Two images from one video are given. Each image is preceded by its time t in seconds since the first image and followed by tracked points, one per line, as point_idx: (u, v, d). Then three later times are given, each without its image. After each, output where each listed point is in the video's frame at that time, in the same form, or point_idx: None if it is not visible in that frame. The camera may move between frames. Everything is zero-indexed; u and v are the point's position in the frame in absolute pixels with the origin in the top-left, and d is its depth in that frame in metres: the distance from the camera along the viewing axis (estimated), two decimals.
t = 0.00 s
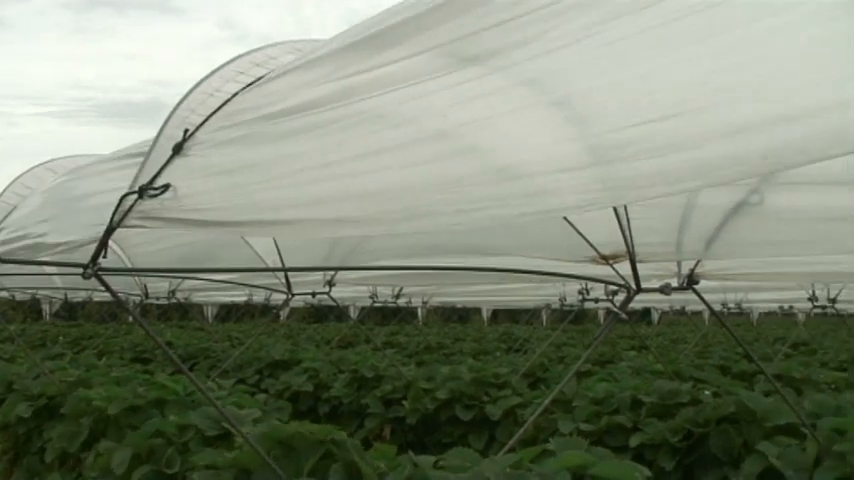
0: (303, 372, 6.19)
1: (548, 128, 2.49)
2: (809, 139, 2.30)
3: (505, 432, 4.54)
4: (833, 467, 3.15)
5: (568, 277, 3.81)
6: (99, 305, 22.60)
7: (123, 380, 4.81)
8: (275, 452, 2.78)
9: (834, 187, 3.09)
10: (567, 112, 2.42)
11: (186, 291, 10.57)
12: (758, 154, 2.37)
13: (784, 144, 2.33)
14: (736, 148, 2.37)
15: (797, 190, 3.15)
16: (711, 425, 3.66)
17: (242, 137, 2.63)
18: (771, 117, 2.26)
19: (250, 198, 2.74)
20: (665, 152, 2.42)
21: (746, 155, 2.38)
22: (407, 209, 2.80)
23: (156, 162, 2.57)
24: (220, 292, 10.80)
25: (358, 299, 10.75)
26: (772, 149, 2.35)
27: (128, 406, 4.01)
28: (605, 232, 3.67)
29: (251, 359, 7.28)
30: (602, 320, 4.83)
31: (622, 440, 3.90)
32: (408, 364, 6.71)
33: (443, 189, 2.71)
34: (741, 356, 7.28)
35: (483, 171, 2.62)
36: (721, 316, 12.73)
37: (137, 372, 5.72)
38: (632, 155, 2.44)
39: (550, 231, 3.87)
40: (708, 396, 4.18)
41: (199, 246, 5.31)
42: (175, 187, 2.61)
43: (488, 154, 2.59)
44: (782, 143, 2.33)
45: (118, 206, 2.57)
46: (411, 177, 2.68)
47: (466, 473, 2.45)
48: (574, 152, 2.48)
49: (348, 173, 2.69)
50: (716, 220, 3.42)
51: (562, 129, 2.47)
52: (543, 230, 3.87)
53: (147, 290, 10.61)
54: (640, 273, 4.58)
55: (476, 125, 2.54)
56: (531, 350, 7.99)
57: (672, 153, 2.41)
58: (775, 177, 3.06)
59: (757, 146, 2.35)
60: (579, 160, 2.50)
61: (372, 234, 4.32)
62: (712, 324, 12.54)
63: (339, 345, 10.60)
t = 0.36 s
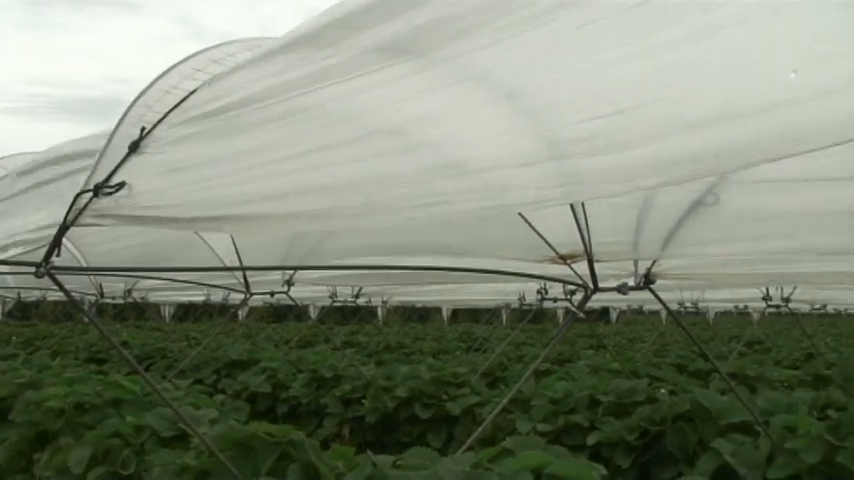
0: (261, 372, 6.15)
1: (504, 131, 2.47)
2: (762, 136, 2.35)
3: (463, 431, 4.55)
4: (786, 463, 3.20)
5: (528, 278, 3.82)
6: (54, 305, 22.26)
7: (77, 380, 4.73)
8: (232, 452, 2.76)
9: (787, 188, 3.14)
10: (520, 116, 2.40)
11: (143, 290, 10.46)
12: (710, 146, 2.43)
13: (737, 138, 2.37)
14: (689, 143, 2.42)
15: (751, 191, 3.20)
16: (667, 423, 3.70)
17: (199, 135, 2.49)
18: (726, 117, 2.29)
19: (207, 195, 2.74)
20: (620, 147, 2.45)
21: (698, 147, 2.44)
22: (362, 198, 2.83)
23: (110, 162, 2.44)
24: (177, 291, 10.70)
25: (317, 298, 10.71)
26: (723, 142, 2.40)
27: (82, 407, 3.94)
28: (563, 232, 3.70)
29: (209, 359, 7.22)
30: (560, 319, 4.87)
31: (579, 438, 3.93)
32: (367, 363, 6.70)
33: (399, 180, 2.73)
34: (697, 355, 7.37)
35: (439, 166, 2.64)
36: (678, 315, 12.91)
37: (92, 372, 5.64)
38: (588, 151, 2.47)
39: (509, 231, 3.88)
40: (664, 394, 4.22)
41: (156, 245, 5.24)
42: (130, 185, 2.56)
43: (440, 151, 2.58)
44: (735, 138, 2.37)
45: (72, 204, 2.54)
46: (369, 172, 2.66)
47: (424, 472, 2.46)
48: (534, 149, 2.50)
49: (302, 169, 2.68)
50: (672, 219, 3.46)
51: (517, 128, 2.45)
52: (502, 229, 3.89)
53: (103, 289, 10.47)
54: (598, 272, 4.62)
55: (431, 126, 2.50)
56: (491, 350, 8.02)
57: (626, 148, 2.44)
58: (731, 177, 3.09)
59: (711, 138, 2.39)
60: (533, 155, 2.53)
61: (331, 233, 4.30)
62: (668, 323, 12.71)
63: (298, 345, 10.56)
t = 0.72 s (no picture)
0: (218, 372, 6.10)
1: (458, 106, 2.26)
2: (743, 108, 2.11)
3: (421, 431, 4.55)
4: (739, 460, 3.25)
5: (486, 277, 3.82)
6: (6, 304, 21.88)
7: (28, 382, 4.65)
8: (186, 454, 2.73)
9: (739, 190, 3.19)
10: (476, 90, 2.21)
11: (98, 290, 10.32)
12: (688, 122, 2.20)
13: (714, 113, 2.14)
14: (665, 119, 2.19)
15: (704, 192, 3.24)
16: (623, 421, 3.74)
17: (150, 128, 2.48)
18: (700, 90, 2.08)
19: (157, 189, 2.55)
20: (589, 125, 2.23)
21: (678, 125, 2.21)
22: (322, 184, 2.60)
23: (64, 155, 2.44)
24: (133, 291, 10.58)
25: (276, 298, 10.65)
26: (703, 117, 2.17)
27: (33, 408, 3.87)
28: (521, 232, 3.72)
29: (165, 359, 7.14)
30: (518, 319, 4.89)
31: (536, 436, 3.95)
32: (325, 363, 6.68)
33: (360, 166, 2.50)
34: (652, 354, 7.46)
35: (388, 156, 2.46)
36: (634, 315, 13.06)
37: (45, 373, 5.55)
38: (557, 129, 2.26)
39: (467, 231, 3.90)
40: (620, 393, 4.26)
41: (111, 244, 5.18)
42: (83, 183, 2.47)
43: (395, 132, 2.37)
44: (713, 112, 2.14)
45: (23, 202, 2.47)
46: (314, 163, 2.50)
47: (381, 473, 2.45)
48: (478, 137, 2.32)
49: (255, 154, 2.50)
50: (628, 220, 3.49)
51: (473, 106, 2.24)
52: (460, 229, 3.90)
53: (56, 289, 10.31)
54: (555, 272, 4.66)
55: (364, 109, 2.33)
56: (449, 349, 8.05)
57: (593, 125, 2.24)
58: (685, 179, 3.13)
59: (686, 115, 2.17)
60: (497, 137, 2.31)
61: (289, 233, 4.28)
62: (625, 323, 12.85)
63: (256, 345, 10.50)
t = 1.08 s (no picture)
0: (174, 372, 6.03)
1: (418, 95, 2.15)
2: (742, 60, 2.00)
3: (378, 431, 4.55)
4: (693, 457, 3.29)
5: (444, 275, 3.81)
6: None
7: None
8: (139, 455, 2.70)
9: (693, 192, 3.23)
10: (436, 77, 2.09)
11: (51, 289, 10.15)
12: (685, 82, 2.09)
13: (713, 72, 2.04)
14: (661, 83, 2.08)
15: (660, 194, 3.27)
16: (579, 420, 3.77)
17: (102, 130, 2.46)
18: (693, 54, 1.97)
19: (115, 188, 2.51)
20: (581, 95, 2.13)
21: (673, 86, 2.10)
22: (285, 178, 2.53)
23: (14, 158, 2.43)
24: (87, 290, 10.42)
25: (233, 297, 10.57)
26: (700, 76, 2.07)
27: None
28: (478, 232, 3.73)
29: (119, 359, 7.05)
30: (475, 318, 4.91)
31: (493, 435, 3.97)
32: (283, 363, 6.64)
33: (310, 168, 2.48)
34: (609, 353, 7.53)
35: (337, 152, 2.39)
36: (592, 313, 13.16)
37: None
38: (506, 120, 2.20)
39: (424, 231, 3.90)
40: (576, 392, 4.30)
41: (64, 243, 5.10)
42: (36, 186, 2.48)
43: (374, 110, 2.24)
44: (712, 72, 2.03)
45: None
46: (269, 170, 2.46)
47: (338, 472, 2.45)
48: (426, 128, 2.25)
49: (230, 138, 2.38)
50: (585, 221, 3.51)
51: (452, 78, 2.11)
52: (417, 229, 3.90)
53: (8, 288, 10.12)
54: (513, 272, 4.68)
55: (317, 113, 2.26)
56: (407, 348, 8.05)
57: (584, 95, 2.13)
58: (640, 181, 3.16)
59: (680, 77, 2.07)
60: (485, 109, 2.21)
61: (246, 231, 4.24)
62: (582, 322, 12.94)
63: (213, 344, 10.41)
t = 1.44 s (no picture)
0: (126, 371, 5.96)
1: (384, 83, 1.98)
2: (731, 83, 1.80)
3: (334, 429, 4.54)
4: (645, 453, 3.34)
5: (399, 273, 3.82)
6: None
7: None
8: (90, 456, 2.67)
9: (646, 192, 3.27)
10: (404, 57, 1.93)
11: None
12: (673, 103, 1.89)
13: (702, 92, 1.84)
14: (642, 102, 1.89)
15: (614, 193, 3.31)
16: (533, 417, 3.80)
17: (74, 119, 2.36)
18: (676, 70, 1.78)
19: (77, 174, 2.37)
20: (558, 105, 1.92)
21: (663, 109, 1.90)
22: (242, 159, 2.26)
23: None
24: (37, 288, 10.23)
25: (187, 296, 10.45)
26: (677, 102, 1.87)
27: None
28: (434, 231, 3.74)
29: (70, 358, 6.94)
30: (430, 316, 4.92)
31: (448, 433, 3.98)
32: (237, 361, 6.59)
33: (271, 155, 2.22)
34: (563, 350, 7.59)
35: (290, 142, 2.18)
36: (547, 311, 13.23)
37: None
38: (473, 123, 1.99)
39: (380, 228, 3.89)
40: (531, 389, 4.33)
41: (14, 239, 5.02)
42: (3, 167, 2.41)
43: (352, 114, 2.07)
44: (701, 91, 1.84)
45: None
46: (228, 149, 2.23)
47: (290, 471, 2.44)
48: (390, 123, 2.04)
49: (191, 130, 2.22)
50: (540, 219, 3.54)
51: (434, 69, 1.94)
52: (373, 227, 3.89)
53: None
54: (468, 270, 4.70)
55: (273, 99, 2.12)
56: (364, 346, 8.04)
57: (557, 107, 1.93)
58: (595, 181, 3.19)
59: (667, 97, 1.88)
60: (460, 127, 2.01)
61: (201, 229, 4.21)
62: (537, 320, 13.00)
63: (166, 343, 10.29)
